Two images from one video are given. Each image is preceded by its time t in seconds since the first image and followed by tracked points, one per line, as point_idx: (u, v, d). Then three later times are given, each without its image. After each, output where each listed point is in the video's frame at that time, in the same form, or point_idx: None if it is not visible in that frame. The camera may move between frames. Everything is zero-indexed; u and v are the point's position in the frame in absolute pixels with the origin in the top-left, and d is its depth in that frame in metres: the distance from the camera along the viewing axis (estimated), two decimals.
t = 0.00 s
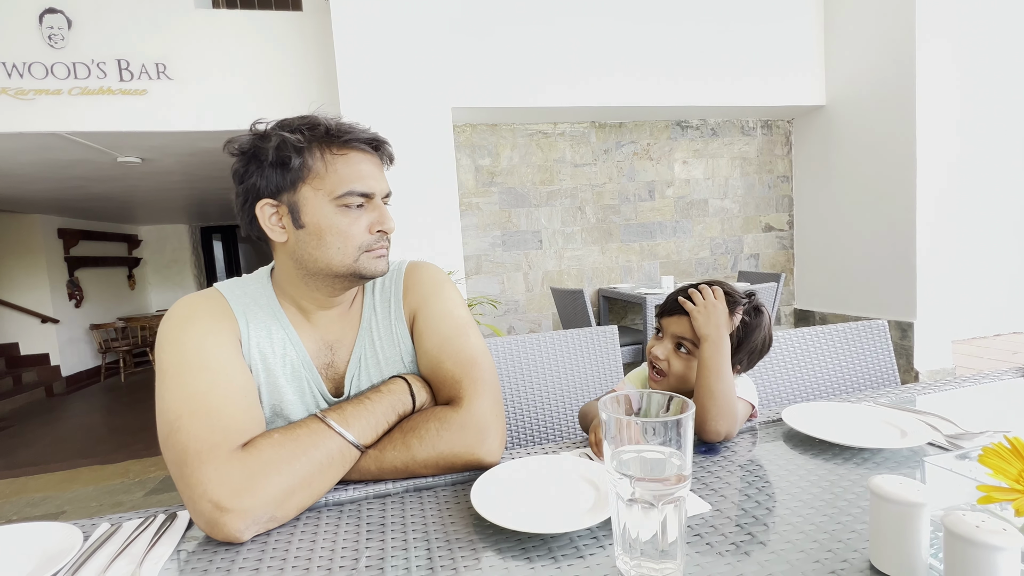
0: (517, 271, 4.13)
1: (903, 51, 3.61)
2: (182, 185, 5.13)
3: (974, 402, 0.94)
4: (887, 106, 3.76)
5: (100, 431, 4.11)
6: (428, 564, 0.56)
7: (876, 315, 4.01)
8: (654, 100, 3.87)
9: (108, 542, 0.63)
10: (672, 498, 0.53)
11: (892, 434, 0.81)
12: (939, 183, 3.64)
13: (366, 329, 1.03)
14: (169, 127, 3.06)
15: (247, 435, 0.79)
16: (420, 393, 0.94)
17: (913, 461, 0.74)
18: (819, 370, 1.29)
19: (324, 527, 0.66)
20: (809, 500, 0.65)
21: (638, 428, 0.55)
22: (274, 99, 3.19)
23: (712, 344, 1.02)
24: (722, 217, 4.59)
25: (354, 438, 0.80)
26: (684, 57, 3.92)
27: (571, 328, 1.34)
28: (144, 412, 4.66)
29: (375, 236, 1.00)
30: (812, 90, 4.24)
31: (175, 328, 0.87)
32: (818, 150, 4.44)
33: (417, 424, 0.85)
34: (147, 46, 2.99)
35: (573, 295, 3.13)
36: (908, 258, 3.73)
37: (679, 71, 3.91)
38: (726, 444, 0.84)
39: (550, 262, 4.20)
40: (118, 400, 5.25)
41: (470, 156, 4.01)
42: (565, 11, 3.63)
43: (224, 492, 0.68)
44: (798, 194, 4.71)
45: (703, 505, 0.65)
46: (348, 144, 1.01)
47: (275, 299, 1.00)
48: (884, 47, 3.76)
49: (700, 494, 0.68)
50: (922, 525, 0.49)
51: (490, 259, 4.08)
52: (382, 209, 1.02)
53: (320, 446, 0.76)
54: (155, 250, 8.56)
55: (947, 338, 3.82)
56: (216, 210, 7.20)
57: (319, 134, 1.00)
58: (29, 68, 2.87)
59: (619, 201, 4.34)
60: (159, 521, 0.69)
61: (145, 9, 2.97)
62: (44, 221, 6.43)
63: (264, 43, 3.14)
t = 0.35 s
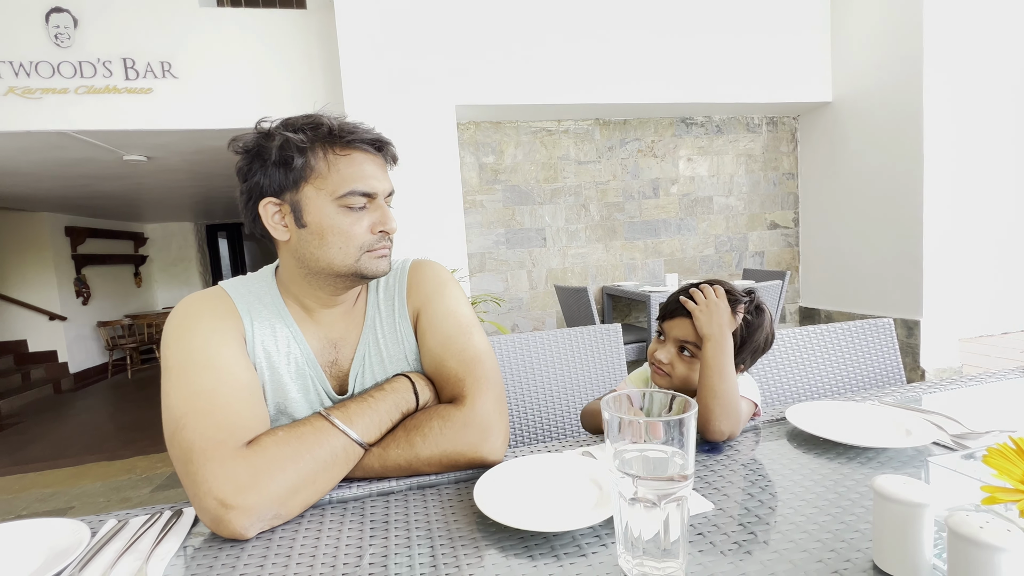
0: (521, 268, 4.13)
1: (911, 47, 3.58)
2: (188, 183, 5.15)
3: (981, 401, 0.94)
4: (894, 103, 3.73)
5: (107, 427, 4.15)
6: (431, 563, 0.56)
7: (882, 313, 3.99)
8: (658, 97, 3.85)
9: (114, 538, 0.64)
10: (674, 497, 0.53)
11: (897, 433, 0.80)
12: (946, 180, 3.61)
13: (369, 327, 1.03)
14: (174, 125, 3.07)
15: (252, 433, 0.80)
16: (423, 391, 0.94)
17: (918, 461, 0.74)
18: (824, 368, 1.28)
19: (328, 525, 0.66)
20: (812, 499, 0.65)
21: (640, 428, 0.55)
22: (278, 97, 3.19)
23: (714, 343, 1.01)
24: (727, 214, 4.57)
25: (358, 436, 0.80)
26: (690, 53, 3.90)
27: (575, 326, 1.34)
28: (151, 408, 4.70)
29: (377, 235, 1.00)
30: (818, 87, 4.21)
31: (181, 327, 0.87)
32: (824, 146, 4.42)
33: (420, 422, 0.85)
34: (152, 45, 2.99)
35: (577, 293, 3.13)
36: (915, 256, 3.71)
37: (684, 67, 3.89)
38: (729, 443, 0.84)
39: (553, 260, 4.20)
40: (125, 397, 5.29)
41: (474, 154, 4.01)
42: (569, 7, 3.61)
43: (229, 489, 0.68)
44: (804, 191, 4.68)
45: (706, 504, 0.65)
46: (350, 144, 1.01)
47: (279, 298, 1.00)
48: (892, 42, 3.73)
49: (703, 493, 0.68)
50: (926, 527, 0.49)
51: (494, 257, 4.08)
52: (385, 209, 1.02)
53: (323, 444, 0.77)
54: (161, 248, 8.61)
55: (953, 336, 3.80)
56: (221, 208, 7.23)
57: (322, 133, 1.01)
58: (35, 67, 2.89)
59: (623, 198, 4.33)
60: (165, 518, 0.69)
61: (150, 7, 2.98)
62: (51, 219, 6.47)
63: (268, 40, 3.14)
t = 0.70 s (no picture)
0: (525, 266, 4.13)
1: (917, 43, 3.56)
2: (192, 181, 5.17)
3: (985, 400, 0.93)
4: (900, 101, 3.72)
5: (114, 423, 4.17)
6: (435, 558, 0.56)
7: (887, 312, 3.98)
8: (662, 95, 3.84)
9: (122, 533, 0.64)
10: (677, 494, 0.53)
11: (901, 432, 0.80)
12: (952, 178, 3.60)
13: (373, 325, 1.04)
14: (179, 124, 3.08)
15: (257, 430, 0.81)
16: (427, 388, 0.94)
17: (921, 459, 0.74)
18: (829, 367, 1.28)
19: (333, 521, 0.67)
20: (816, 498, 0.65)
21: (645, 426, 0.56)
22: (282, 95, 3.19)
23: (723, 342, 1.01)
24: (731, 212, 4.55)
25: (362, 433, 0.81)
26: (694, 50, 3.89)
27: (578, 324, 1.34)
28: (156, 405, 4.72)
29: (378, 233, 1.00)
30: (824, 84, 4.18)
31: (186, 324, 0.88)
32: (828, 144, 4.40)
33: (424, 420, 0.85)
34: (157, 43, 3.00)
35: (581, 291, 3.13)
36: (920, 254, 3.69)
37: (688, 64, 3.88)
38: (733, 441, 0.84)
39: (557, 258, 4.20)
40: (131, 394, 5.33)
41: (477, 152, 4.01)
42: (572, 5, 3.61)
43: (235, 486, 0.69)
44: (809, 189, 4.66)
45: (709, 502, 0.65)
46: (347, 143, 1.01)
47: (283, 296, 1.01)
48: (898, 39, 3.71)
49: (706, 491, 0.68)
50: (928, 524, 0.49)
51: (497, 254, 4.08)
52: (386, 208, 1.02)
53: (328, 441, 0.77)
54: (166, 246, 8.65)
55: (958, 334, 3.79)
56: (225, 206, 7.26)
57: (321, 135, 1.01)
58: (41, 66, 2.90)
59: (627, 196, 4.33)
60: (173, 513, 0.70)
61: (155, 5, 2.99)
62: (57, 217, 6.51)
63: (272, 38, 3.15)
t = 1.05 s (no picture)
0: (527, 264, 4.13)
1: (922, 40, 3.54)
2: (195, 179, 5.18)
3: (989, 399, 0.93)
4: (905, 98, 3.70)
5: (118, 420, 4.19)
6: (437, 555, 0.56)
7: (891, 310, 3.97)
8: (666, 92, 3.83)
9: (125, 529, 0.65)
10: (680, 492, 0.53)
11: (906, 430, 0.80)
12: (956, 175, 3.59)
13: (376, 322, 1.04)
14: (182, 121, 3.08)
15: (260, 427, 0.81)
16: (430, 385, 0.94)
17: (925, 458, 0.74)
18: (832, 365, 1.28)
19: (335, 518, 0.67)
20: (819, 496, 0.65)
21: (648, 424, 0.56)
22: (284, 93, 3.19)
23: (730, 340, 1.01)
24: (734, 210, 4.54)
25: (365, 430, 0.81)
26: (698, 47, 3.87)
27: (581, 322, 1.34)
28: (160, 402, 4.74)
29: (380, 231, 1.00)
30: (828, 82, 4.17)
31: (189, 322, 0.88)
32: (833, 142, 4.38)
33: (426, 417, 0.86)
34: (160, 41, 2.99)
35: (583, 288, 3.13)
36: (924, 252, 3.69)
37: (692, 62, 3.87)
38: (736, 439, 0.84)
39: (559, 256, 4.19)
40: (135, 391, 5.35)
41: (480, 150, 4.00)
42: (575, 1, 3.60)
43: (238, 482, 0.69)
44: (812, 187, 4.64)
45: (712, 500, 0.65)
46: (348, 140, 1.01)
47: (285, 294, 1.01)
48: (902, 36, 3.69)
49: (709, 489, 0.68)
50: (931, 523, 0.49)
51: (499, 253, 4.08)
52: (387, 205, 1.02)
53: (331, 438, 0.77)
54: (169, 244, 8.67)
55: (961, 333, 3.78)
56: (228, 204, 7.27)
57: (321, 132, 1.01)
58: (45, 64, 2.91)
59: (629, 194, 4.31)
60: (176, 510, 0.70)
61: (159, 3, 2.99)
62: (62, 214, 6.54)
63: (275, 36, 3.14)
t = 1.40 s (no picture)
0: (529, 263, 4.13)
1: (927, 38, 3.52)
2: (198, 177, 5.19)
3: (992, 398, 0.93)
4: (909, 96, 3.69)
5: (120, 418, 4.20)
6: (439, 552, 0.56)
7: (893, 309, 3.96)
8: (668, 90, 3.82)
9: (128, 525, 0.65)
10: (681, 490, 0.53)
11: (908, 429, 0.80)
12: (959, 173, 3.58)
13: (378, 320, 1.04)
14: (184, 119, 3.08)
15: (263, 423, 0.81)
16: (431, 383, 0.95)
17: (928, 457, 0.73)
18: (835, 363, 1.28)
19: (337, 514, 0.67)
20: (821, 495, 0.65)
21: (650, 422, 0.55)
22: (285, 90, 3.17)
23: (736, 339, 1.01)
24: (736, 209, 4.53)
25: (366, 428, 0.81)
26: (701, 45, 3.86)
27: (582, 320, 1.34)
28: (161, 400, 4.75)
29: (383, 228, 1.00)
30: (831, 81, 4.15)
31: (192, 318, 0.88)
32: (836, 140, 4.36)
33: (429, 414, 0.86)
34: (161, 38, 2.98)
35: (584, 287, 3.13)
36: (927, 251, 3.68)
37: (695, 61, 3.86)
38: (738, 438, 0.84)
39: (561, 254, 4.19)
40: (137, 388, 5.36)
41: (482, 148, 4.00)
42: None
43: (241, 479, 0.69)
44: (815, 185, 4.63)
45: (714, 498, 0.65)
46: (352, 137, 1.01)
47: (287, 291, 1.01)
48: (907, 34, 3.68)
49: (712, 487, 0.68)
50: (933, 521, 0.49)
51: (501, 251, 4.08)
52: (390, 203, 1.02)
53: (333, 435, 0.77)
54: (171, 242, 8.69)
55: (964, 333, 3.77)
56: (230, 202, 7.28)
57: (324, 128, 1.01)
58: (48, 61, 2.90)
59: (631, 192, 4.31)
60: (178, 506, 0.71)
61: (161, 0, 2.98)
62: (64, 212, 6.54)
63: (277, 34, 3.13)
